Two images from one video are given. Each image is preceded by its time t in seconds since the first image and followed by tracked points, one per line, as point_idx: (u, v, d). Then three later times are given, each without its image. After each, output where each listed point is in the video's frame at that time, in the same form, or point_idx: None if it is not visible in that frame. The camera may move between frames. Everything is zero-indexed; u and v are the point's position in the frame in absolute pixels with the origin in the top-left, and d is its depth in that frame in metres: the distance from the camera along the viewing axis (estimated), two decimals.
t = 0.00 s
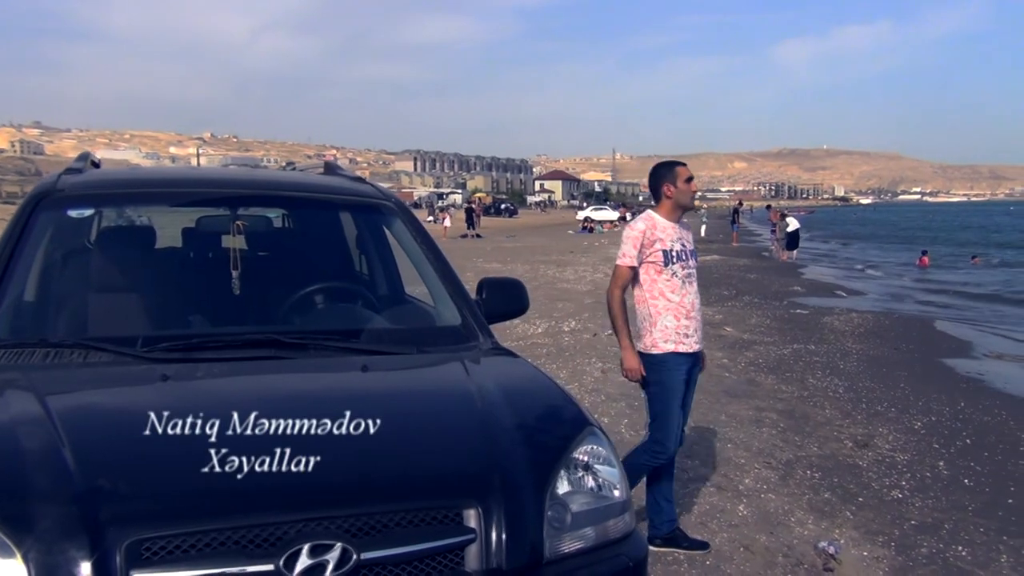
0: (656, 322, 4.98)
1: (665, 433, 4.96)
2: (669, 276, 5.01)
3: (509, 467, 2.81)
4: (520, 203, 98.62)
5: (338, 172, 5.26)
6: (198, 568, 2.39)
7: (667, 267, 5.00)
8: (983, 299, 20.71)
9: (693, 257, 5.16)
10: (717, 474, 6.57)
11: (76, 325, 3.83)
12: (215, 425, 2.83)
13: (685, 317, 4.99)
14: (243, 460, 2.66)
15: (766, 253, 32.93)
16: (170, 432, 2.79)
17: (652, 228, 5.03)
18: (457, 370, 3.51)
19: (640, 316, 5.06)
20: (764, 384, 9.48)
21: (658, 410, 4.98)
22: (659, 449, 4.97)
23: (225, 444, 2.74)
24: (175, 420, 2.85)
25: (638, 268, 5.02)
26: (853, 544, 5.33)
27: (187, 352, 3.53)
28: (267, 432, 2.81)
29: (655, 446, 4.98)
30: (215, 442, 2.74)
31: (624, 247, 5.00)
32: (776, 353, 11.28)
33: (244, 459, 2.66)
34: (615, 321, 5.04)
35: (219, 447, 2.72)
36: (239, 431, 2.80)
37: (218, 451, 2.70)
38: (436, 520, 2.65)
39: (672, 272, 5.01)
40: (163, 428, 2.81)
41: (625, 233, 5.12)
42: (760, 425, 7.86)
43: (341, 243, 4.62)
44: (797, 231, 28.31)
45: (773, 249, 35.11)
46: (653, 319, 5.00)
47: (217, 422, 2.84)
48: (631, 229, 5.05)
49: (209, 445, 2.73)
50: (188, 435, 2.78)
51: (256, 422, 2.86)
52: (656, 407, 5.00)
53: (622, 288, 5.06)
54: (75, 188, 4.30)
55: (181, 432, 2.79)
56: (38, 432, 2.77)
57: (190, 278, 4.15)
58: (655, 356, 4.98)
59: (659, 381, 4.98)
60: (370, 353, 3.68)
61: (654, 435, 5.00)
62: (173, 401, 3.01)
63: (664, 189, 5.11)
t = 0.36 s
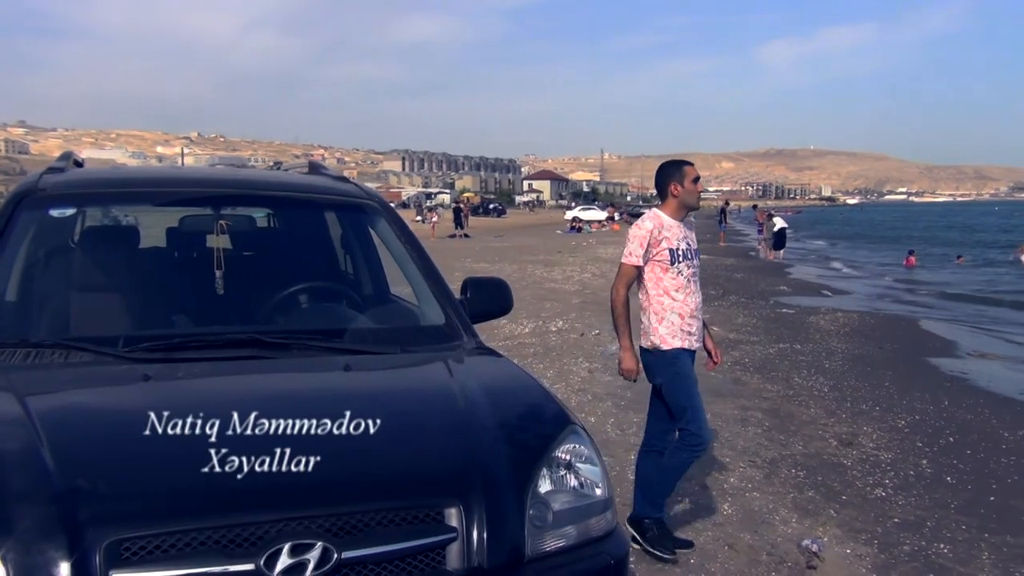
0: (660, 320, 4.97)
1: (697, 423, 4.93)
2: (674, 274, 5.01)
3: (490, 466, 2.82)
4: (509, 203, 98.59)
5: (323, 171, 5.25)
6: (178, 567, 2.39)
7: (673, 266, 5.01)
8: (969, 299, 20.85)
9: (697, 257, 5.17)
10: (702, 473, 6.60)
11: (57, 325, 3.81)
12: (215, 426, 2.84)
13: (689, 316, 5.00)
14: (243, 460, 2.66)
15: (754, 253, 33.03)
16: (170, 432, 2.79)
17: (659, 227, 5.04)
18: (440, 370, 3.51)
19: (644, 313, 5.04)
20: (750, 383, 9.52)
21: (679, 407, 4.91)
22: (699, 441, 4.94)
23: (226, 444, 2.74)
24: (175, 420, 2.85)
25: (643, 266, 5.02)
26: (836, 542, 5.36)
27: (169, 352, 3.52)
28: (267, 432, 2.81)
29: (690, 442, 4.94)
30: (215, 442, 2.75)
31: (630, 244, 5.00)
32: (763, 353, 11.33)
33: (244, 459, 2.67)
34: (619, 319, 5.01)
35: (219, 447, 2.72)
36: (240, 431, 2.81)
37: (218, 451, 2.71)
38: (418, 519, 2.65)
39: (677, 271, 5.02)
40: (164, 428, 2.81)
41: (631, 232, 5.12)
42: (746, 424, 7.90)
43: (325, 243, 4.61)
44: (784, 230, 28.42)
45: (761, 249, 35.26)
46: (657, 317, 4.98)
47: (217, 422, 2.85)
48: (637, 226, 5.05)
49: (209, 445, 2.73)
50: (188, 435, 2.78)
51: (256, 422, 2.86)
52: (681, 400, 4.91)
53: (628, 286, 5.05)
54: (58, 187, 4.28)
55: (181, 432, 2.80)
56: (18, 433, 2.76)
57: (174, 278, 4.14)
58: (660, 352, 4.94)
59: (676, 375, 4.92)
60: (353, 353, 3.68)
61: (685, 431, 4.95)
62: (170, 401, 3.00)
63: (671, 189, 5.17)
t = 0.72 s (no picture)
0: (655, 325, 4.98)
1: (685, 427, 4.92)
2: (670, 280, 5.01)
3: (457, 466, 2.83)
4: (484, 203, 98.49)
5: (294, 171, 5.24)
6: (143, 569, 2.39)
7: (669, 271, 5.01)
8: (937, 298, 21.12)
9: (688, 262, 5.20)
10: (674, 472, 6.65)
11: (22, 326, 3.78)
12: (215, 425, 2.83)
13: (683, 321, 5.02)
14: (244, 460, 2.67)
15: (727, 254, 33.23)
16: (170, 432, 2.78)
17: (658, 232, 5.03)
18: (409, 370, 3.51)
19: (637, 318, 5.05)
20: (722, 382, 9.60)
21: (666, 413, 4.92)
22: (690, 445, 4.91)
23: (226, 444, 2.74)
24: (175, 420, 2.84)
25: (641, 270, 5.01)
26: (804, 539, 5.42)
27: (135, 353, 3.50)
28: (267, 432, 2.82)
29: (680, 446, 4.92)
30: (215, 442, 2.75)
31: (628, 248, 4.99)
32: (735, 352, 11.42)
33: (244, 459, 2.67)
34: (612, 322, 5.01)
35: (219, 447, 2.72)
36: (239, 431, 2.81)
37: (218, 451, 2.71)
38: (384, 518, 2.66)
39: (673, 276, 5.02)
40: (164, 428, 2.80)
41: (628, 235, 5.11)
42: (717, 423, 7.96)
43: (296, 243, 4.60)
44: (757, 230, 28.65)
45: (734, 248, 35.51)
46: (651, 322, 4.99)
47: (218, 422, 2.84)
48: (636, 230, 5.04)
49: (209, 445, 2.73)
50: (188, 435, 2.78)
51: (256, 422, 2.86)
52: (672, 406, 4.92)
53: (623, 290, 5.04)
54: (24, 185, 4.24)
55: (180, 433, 2.79)
56: None
57: (141, 278, 4.12)
58: (650, 358, 4.96)
59: (666, 383, 4.94)
60: (321, 354, 3.67)
61: (673, 437, 4.94)
62: (160, 401, 2.98)
63: (666, 192, 5.18)
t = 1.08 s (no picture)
0: (643, 331, 4.93)
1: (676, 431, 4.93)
2: (657, 287, 4.99)
3: (408, 466, 2.81)
4: (443, 203, 98.22)
5: (247, 169, 5.17)
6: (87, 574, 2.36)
7: (657, 278, 4.99)
8: (887, 297, 21.53)
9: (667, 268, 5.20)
10: (629, 470, 6.70)
11: None
12: (216, 425, 2.82)
13: (667, 328, 5.01)
14: (244, 460, 2.67)
15: (684, 253, 33.53)
16: (170, 432, 2.77)
17: (646, 238, 4.98)
18: (361, 370, 3.49)
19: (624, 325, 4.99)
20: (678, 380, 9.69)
21: (657, 420, 4.91)
22: (682, 448, 4.94)
23: (226, 444, 2.74)
24: (175, 420, 2.82)
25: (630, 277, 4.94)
26: (756, 534, 5.49)
27: (80, 353, 3.44)
28: (267, 432, 2.81)
29: (672, 450, 4.93)
30: (215, 442, 2.74)
31: (619, 256, 4.90)
32: (690, 350, 11.53)
33: (244, 459, 2.67)
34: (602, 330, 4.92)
35: (219, 447, 2.72)
36: (239, 431, 2.80)
37: (218, 451, 2.70)
38: (333, 519, 2.65)
39: (660, 282, 5.00)
40: (164, 428, 2.78)
41: (615, 241, 5.02)
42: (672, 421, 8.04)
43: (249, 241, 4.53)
44: (712, 230, 28.97)
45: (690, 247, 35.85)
46: (639, 330, 4.94)
47: (217, 422, 2.83)
48: (625, 237, 4.95)
49: (209, 445, 2.72)
50: (188, 435, 2.76)
51: (256, 422, 2.85)
52: (664, 411, 4.90)
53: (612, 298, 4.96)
54: None
55: (180, 433, 2.77)
56: None
57: (88, 278, 4.04)
58: (638, 366, 4.91)
59: (658, 391, 4.91)
60: (272, 353, 3.64)
61: (663, 442, 4.95)
62: (109, 402, 2.94)
63: (653, 196, 5.11)
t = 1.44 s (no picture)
0: (646, 332, 4.94)
1: (653, 435, 4.97)
2: (654, 285, 5.01)
3: (355, 466, 2.79)
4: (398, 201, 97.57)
5: (195, 166, 5.10)
6: None
7: (654, 279, 5.00)
8: (837, 296, 21.93)
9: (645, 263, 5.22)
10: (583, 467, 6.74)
11: None
12: (215, 426, 2.81)
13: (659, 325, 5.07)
14: (244, 460, 2.67)
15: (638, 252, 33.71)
16: (170, 433, 2.75)
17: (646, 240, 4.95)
18: (310, 369, 3.46)
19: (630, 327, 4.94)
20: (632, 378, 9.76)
21: (641, 420, 4.96)
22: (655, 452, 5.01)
23: (226, 444, 2.73)
24: (174, 420, 2.80)
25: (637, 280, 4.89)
26: (707, 530, 5.56)
27: (21, 353, 3.36)
28: (267, 432, 2.82)
29: (645, 451, 5.00)
30: (215, 442, 2.73)
31: (628, 262, 4.83)
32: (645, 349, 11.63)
33: (244, 459, 2.68)
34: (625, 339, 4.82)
35: (219, 446, 2.71)
36: (240, 431, 2.80)
37: (218, 451, 2.70)
38: (280, 520, 2.62)
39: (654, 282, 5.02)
40: (164, 428, 2.77)
41: (615, 245, 4.92)
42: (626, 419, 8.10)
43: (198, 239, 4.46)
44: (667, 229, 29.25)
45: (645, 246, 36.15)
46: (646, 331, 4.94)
47: (217, 422, 2.82)
48: (629, 241, 4.88)
49: (209, 445, 2.72)
50: (189, 435, 2.75)
51: (256, 422, 2.85)
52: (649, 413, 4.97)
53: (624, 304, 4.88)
54: None
55: (181, 433, 2.76)
56: None
57: (31, 277, 3.95)
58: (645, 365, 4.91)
59: (647, 393, 4.93)
60: (219, 353, 3.59)
61: (639, 441, 5.01)
62: (53, 403, 2.87)
63: (639, 195, 5.10)
